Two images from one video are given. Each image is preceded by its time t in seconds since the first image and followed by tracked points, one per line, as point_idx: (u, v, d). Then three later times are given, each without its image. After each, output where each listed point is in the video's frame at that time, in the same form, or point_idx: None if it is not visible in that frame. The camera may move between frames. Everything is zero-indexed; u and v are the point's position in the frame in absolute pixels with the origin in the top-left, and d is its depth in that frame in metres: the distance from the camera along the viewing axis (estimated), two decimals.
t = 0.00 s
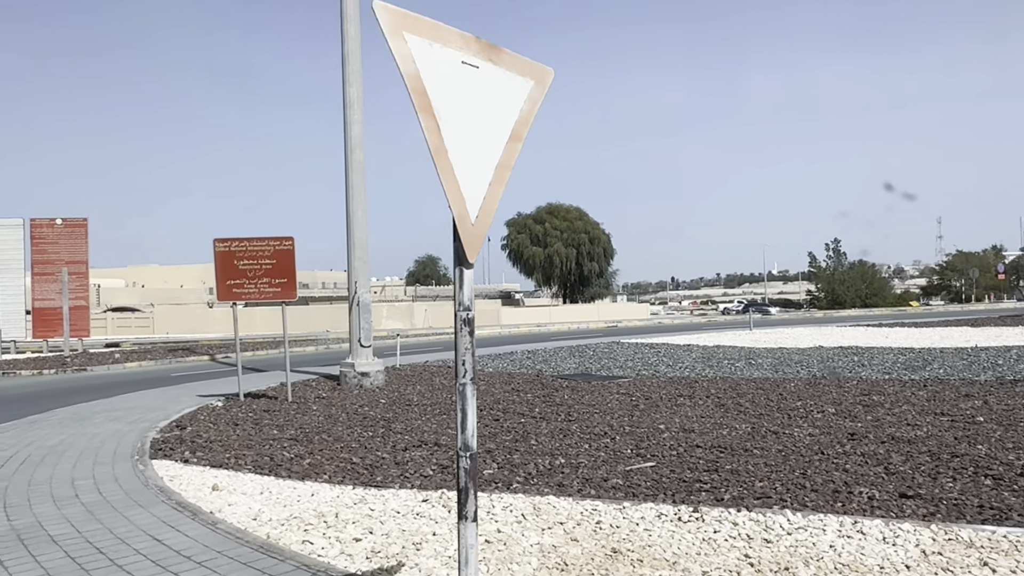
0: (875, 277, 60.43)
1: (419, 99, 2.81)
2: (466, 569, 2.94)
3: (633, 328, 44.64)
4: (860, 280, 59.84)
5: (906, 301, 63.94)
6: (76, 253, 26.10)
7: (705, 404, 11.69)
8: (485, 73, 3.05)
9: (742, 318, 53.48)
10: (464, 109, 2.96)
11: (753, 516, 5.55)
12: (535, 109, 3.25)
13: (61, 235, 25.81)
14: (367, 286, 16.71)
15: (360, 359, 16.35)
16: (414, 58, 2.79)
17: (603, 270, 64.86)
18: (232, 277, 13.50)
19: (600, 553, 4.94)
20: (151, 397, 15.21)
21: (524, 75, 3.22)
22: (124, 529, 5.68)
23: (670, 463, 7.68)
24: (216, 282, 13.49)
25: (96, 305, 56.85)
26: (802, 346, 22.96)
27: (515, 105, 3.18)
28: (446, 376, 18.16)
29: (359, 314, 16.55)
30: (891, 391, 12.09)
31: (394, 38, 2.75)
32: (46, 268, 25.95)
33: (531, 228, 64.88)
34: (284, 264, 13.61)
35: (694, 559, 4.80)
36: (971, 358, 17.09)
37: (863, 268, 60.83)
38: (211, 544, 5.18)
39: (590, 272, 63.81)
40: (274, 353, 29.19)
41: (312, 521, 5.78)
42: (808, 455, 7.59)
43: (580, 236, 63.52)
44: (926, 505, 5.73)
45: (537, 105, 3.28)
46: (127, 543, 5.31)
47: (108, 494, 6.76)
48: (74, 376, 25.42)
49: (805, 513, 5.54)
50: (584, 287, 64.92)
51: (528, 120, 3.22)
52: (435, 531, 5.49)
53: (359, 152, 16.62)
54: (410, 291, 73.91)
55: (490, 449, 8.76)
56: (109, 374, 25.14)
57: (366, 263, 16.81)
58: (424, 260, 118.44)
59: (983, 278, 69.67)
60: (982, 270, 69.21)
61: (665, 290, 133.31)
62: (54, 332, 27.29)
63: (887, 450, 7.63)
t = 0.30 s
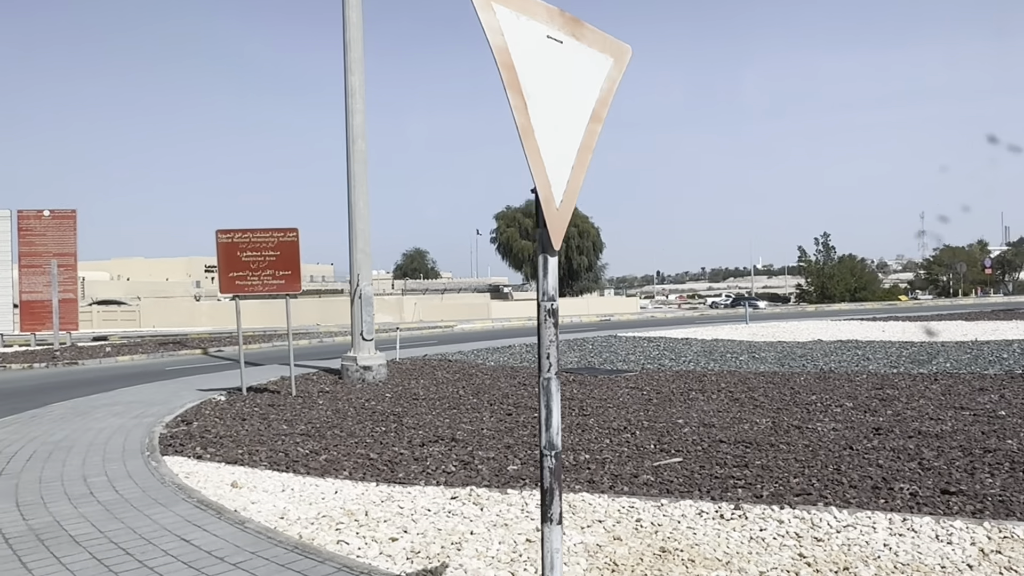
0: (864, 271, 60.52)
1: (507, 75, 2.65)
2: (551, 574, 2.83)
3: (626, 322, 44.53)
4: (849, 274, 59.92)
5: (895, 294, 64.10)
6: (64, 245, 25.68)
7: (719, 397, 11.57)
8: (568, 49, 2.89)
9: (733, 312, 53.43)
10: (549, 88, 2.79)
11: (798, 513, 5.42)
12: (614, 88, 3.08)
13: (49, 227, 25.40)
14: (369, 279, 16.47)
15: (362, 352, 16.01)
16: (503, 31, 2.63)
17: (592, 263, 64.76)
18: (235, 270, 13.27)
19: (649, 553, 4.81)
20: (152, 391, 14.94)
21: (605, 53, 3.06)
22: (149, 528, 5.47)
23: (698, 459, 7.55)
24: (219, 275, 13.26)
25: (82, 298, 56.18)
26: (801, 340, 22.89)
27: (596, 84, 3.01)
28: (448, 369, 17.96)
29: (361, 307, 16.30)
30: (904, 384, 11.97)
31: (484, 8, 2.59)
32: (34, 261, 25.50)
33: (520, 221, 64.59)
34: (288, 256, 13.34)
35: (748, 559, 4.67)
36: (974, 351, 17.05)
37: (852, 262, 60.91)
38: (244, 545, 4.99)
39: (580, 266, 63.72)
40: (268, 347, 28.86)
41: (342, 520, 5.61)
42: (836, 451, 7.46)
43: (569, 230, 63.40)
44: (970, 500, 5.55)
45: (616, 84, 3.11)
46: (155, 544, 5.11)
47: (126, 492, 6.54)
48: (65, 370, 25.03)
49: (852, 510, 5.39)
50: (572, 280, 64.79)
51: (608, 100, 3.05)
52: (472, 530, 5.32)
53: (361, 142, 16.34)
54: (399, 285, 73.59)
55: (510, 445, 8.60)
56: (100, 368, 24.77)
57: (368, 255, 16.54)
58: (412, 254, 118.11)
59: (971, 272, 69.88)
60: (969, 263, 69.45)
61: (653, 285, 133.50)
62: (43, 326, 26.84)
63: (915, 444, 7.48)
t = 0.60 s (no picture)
0: (840, 270, 60.93)
1: (557, 59, 2.58)
2: None
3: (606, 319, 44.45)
4: (826, 272, 60.29)
5: (871, 292, 64.60)
6: (38, 240, 25.14)
7: (712, 395, 11.51)
8: (616, 34, 2.78)
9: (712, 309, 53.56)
10: (598, 74, 2.70)
11: (812, 512, 5.34)
12: (658, 75, 2.94)
13: (23, 221, 24.90)
14: (355, 275, 16.27)
15: (348, 349, 15.83)
16: (553, 13, 2.56)
17: (570, 260, 64.71)
18: (220, 265, 13.02)
19: (668, 554, 4.73)
20: (134, 388, 14.63)
21: (650, 38, 2.93)
22: (148, 531, 5.28)
23: (702, 456, 7.47)
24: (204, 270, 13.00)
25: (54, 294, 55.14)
26: (784, 337, 22.93)
27: (640, 70, 2.88)
28: (435, 366, 17.77)
29: (347, 303, 16.04)
30: (894, 381, 11.97)
31: None
32: (8, 256, 24.86)
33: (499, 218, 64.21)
34: (275, 251, 13.13)
35: (768, 560, 4.59)
36: (958, 348, 17.14)
37: (829, 260, 61.30)
38: (249, 547, 4.83)
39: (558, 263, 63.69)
40: (247, 344, 28.44)
41: (347, 520, 5.46)
42: (839, 448, 7.40)
43: (547, 227, 63.22)
44: (981, 496, 5.46)
45: (660, 71, 2.96)
46: (157, 546, 4.93)
47: (119, 493, 6.34)
48: (40, 368, 24.47)
49: (866, 508, 5.31)
50: (551, 278, 64.63)
51: (651, 88, 2.92)
52: (484, 530, 5.21)
53: (348, 137, 16.13)
54: (377, 282, 73.07)
55: (509, 443, 8.47)
56: (77, 366, 24.25)
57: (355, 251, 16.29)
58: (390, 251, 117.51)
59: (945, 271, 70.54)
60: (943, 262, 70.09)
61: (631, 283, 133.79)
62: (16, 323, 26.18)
63: (917, 440, 7.41)
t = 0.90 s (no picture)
0: (802, 272, 61.72)
1: (566, 56, 2.54)
2: None
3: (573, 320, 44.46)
4: (789, 274, 61.03)
5: (832, 294, 65.53)
6: None
7: (685, 396, 11.54)
8: (621, 33, 2.73)
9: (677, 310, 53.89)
10: (605, 71, 2.67)
11: (795, 514, 5.32)
12: (661, 76, 2.89)
13: None
14: (325, 275, 16.09)
15: (317, 349, 15.59)
16: (563, 8, 2.53)
17: (536, 261, 64.77)
18: (188, 263, 12.76)
19: (654, 558, 4.69)
20: (98, 388, 14.27)
21: (655, 38, 2.88)
22: (121, 537, 5.11)
23: (680, 458, 7.38)
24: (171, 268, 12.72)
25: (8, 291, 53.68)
26: (751, 339, 23.11)
27: (643, 70, 2.82)
28: (405, 367, 17.61)
29: (317, 303, 15.89)
30: (862, 383, 12.11)
31: None
32: None
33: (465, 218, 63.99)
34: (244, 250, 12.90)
35: (755, 563, 4.58)
36: (922, 350, 17.42)
37: (792, 262, 62.06)
38: (228, 553, 4.71)
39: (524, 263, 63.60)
40: (211, 344, 27.93)
41: (326, 525, 5.35)
42: (813, 449, 7.41)
43: (513, 227, 63.03)
44: (958, 498, 5.47)
45: (661, 71, 2.91)
46: (131, 553, 4.78)
47: (89, 498, 6.15)
48: None
49: (848, 510, 5.32)
50: (516, 278, 64.66)
51: (654, 87, 2.87)
52: (467, 535, 5.14)
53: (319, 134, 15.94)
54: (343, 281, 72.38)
55: (485, 445, 8.40)
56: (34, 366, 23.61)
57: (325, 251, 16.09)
58: (355, 251, 116.45)
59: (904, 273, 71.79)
60: (902, 264, 71.34)
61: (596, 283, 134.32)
62: None
63: (889, 442, 7.46)
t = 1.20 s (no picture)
0: (752, 277, 62.69)
1: (549, 57, 2.51)
2: None
3: (527, 323, 44.46)
4: (739, 279, 61.93)
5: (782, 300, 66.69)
6: None
7: (642, 400, 11.59)
8: (602, 35, 2.70)
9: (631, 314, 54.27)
10: (587, 74, 2.64)
11: (757, 517, 5.34)
12: (639, 80, 2.87)
13: None
14: (280, 276, 15.79)
15: (271, 351, 15.29)
16: (547, 9, 2.49)
17: (490, 264, 64.71)
18: (139, 264, 12.38)
19: (620, 562, 4.68)
20: (41, 391, 13.79)
21: (633, 41, 2.85)
22: (73, 545, 4.92)
23: (640, 462, 7.22)
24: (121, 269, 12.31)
25: None
26: (705, 344, 23.36)
27: (622, 73, 2.80)
28: (361, 370, 17.39)
29: (271, 305, 15.59)
30: (814, 388, 12.30)
31: None
32: None
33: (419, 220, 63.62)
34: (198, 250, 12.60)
35: (720, 567, 4.60)
36: (871, 355, 17.80)
37: (742, 268, 63.00)
38: (187, 561, 4.57)
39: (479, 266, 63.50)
40: (159, 345, 27.24)
41: (286, 531, 5.24)
42: (770, 452, 7.48)
43: (467, 230, 62.90)
44: (915, 501, 5.56)
45: (640, 75, 2.89)
46: (85, 562, 4.61)
47: (36, 504, 5.91)
48: None
49: (809, 513, 5.38)
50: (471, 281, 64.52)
51: (633, 91, 2.85)
52: (431, 540, 5.08)
53: (274, 133, 15.65)
54: (295, 283, 71.33)
55: (445, 449, 8.32)
56: None
57: (279, 252, 15.80)
58: (307, 252, 114.97)
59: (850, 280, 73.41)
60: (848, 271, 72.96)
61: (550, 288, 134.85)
62: None
63: (845, 446, 7.57)
